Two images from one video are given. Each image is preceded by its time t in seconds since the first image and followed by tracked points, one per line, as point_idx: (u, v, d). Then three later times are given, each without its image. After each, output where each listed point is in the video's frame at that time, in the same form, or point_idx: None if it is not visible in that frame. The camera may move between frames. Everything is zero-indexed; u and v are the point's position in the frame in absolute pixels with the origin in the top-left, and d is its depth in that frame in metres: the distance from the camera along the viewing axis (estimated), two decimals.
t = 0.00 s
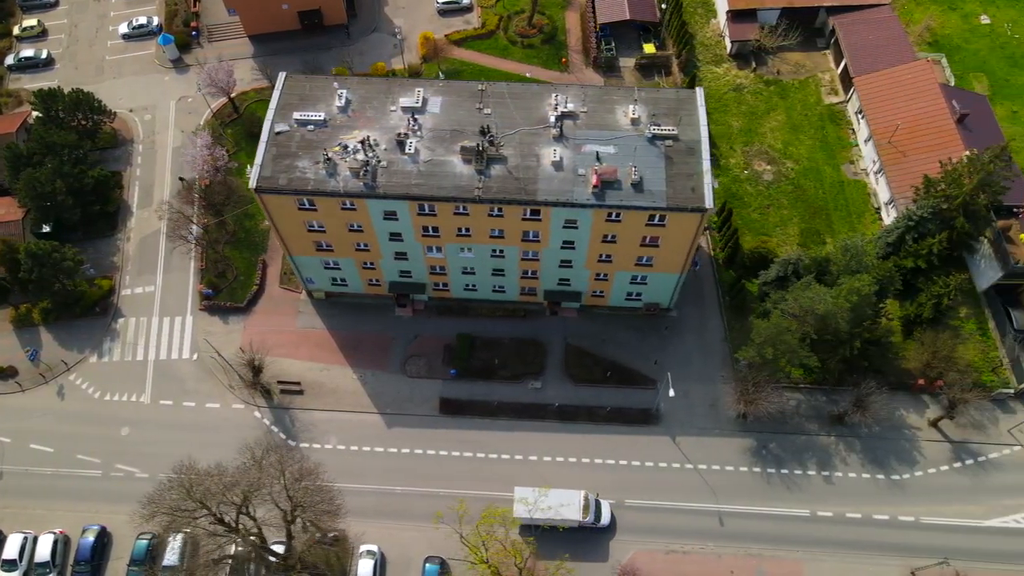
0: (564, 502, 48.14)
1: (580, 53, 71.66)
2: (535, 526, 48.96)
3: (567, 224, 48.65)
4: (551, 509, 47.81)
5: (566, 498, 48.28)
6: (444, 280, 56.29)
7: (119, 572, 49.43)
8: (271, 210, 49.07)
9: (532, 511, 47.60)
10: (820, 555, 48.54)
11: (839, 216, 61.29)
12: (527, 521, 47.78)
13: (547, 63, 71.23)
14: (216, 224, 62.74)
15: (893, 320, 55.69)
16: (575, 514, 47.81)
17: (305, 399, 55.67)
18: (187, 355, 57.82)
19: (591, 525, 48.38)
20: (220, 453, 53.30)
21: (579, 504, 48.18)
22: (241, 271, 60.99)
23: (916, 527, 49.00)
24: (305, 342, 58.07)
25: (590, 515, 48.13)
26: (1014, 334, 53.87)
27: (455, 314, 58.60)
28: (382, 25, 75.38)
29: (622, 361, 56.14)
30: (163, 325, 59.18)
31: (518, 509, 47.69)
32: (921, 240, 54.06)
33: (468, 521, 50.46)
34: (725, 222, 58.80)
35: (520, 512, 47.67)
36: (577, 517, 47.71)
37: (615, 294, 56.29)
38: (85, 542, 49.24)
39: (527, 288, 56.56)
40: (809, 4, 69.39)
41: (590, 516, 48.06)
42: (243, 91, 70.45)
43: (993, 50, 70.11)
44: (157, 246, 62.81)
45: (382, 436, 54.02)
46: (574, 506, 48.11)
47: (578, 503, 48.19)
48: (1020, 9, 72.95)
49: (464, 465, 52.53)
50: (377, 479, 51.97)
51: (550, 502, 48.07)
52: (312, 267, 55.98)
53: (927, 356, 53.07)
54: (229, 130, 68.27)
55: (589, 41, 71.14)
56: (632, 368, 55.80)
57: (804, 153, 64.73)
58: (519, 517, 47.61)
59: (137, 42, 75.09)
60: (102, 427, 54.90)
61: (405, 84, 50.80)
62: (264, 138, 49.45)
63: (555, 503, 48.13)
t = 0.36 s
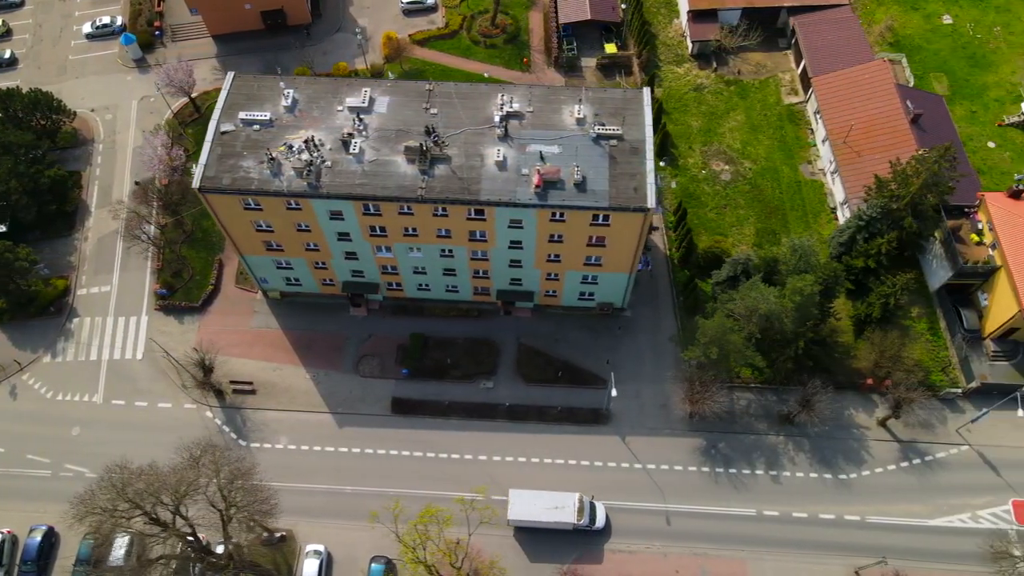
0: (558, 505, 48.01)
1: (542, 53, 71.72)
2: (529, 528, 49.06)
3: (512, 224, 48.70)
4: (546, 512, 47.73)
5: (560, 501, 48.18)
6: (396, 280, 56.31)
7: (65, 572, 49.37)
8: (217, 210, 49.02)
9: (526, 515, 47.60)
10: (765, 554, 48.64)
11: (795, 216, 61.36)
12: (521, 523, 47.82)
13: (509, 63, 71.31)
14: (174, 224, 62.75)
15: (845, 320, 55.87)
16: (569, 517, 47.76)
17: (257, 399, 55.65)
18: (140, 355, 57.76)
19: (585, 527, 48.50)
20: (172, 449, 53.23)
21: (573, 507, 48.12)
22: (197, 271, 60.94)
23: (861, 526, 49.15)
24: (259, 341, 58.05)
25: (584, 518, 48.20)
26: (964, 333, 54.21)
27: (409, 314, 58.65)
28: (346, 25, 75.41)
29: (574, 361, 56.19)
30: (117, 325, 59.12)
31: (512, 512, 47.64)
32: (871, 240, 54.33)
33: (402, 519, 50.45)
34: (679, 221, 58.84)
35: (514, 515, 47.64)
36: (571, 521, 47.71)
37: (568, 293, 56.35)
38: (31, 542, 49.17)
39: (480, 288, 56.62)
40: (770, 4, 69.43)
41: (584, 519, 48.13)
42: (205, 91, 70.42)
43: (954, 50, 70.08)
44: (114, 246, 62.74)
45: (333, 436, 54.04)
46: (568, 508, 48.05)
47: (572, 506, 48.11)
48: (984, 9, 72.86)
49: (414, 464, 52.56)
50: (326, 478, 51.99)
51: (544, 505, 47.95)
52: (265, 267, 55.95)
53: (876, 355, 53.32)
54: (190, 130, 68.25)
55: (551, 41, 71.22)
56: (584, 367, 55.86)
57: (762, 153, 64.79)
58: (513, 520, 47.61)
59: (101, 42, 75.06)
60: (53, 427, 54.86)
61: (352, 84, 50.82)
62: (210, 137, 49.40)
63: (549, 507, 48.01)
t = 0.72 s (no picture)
0: (554, 507, 47.92)
1: (504, 53, 71.76)
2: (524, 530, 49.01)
3: (457, 224, 48.76)
4: (541, 514, 47.63)
5: (556, 503, 48.07)
6: (348, 279, 56.33)
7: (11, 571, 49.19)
8: (163, 210, 48.94)
9: (521, 517, 47.48)
10: (710, 553, 48.69)
11: (751, 215, 61.38)
12: (516, 526, 47.73)
13: (471, 62, 71.35)
14: (130, 224, 62.68)
15: (797, 320, 55.91)
16: (564, 519, 47.64)
17: (209, 399, 55.59)
18: (94, 354, 57.68)
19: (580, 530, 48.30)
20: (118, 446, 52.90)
21: (568, 509, 47.98)
22: (153, 271, 60.91)
23: (806, 525, 49.22)
24: (212, 341, 58.03)
25: (580, 520, 48.03)
26: (913, 333, 54.37)
27: (363, 313, 58.71)
28: (310, 24, 75.41)
29: (526, 360, 56.27)
30: (71, 324, 59.04)
31: (507, 514, 47.59)
32: (822, 239, 54.39)
33: (338, 518, 50.63)
34: (633, 221, 58.81)
35: (510, 518, 47.52)
36: (566, 524, 47.59)
37: (520, 292, 56.39)
38: None
39: (433, 288, 56.69)
40: (730, 4, 69.53)
41: (580, 521, 47.97)
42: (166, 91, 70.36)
43: (915, 50, 70.14)
44: (70, 246, 62.64)
45: (284, 435, 54.03)
46: (563, 511, 47.94)
47: (567, 509, 47.96)
48: (946, 9, 72.88)
49: (363, 464, 52.56)
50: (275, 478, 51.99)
51: (540, 508, 47.86)
52: (216, 267, 55.88)
53: (826, 356, 53.29)
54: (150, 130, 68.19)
55: (513, 41, 71.27)
56: (535, 367, 55.94)
57: (720, 153, 64.78)
58: (508, 522, 47.51)
59: (64, 42, 74.98)
60: (4, 426, 54.72)
61: (300, 83, 50.85)
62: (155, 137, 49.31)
63: (545, 509, 47.93)
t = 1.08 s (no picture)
0: (549, 510, 47.81)
1: (465, 53, 71.80)
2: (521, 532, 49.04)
3: (402, 224, 48.77)
4: (535, 517, 47.59)
5: (551, 506, 47.95)
6: (300, 279, 56.35)
7: None
8: (107, 210, 48.90)
9: (516, 520, 47.49)
10: (655, 552, 48.77)
11: (707, 215, 61.37)
12: (512, 528, 47.74)
13: (432, 62, 71.41)
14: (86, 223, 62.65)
15: (748, 320, 55.97)
16: (559, 523, 47.49)
17: (160, 399, 55.56)
18: (46, 354, 57.58)
19: (577, 533, 48.13)
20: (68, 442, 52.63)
21: (563, 512, 47.86)
22: (107, 271, 60.90)
23: (752, 525, 49.24)
24: (165, 341, 58.01)
25: (575, 523, 47.89)
26: (862, 332, 54.46)
27: (316, 313, 58.78)
28: (273, 24, 75.38)
29: (477, 360, 56.38)
30: (25, 324, 58.95)
31: (503, 517, 47.61)
32: (772, 239, 54.45)
33: (272, 518, 50.60)
34: (587, 221, 58.82)
35: (505, 520, 47.57)
36: (561, 527, 47.43)
37: (472, 292, 56.44)
38: None
39: (385, 287, 56.77)
40: (690, 4, 69.64)
41: (575, 525, 47.83)
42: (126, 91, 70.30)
43: (875, 50, 70.24)
44: (26, 246, 62.55)
45: (234, 435, 54.04)
46: (558, 514, 47.79)
47: (562, 512, 47.83)
48: (908, 8, 72.93)
49: (312, 464, 52.56)
50: (223, 478, 52.01)
51: (535, 510, 47.80)
52: (168, 267, 55.85)
53: (776, 356, 53.22)
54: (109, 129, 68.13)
55: (474, 40, 71.32)
56: (486, 366, 56.06)
57: (678, 153, 64.79)
58: (503, 525, 47.53)
59: (27, 41, 74.88)
60: None
61: (246, 83, 50.88)
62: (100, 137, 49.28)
63: (540, 512, 47.86)
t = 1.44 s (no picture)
0: (545, 513, 47.52)
1: (427, 53, 71.84)
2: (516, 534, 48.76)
3: (345, 224, 48.75)
4: (531, 520, 47.27)
5: (547, 509, 47.64)
6: (251, 279, 56.35)
7: None
8: (51, 210, 48.82)
9: (512, 523, 47.16)
10: (599, 551, 48.61)
11: (662, 214, 61.40)
12: (508, 531, 47.44)
13: (393, 62, 71.42)
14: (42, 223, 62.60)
15: (699, 320, 56.04)
16: (555, 526, 47.23)
17: (111, 398, 55.51)
18: None
19: (573, 537, 47.89)
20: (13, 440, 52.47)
21: (559, 515, 47.58)
22: (62, 270, 60.87)
23: (696, 524, 49.25)
24: (118, 341, 57.95)
25: (571, 527, 47.62)
26: (812, 332, 54.80)
27: (270, 313, 58.78)
28: (236, 24, 75.29)
29: (429, 360, 56.43)
30: None
31: (498, 520, 47.27)
32: (721, 238, 54.52)
33: (204, 517, 50.56)
34: (540, 220, 58.83)
35: (502, 523, 47.24)
36: (557, 530, 47.15)
37: (423, 292, 56.48)
38: None
39: (336, 287, 56.82)
40: (650, 4, 69.77)
41: (571, 528, 47.57)
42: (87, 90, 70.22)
43: (835, 50, 70.36)
44: None
45: (183, 434, 54.01)
46: (554, 517, 47.51)
47: (558, 515, 47.56)
48: (869, 9, 73.08)
49: (259, 464, 52.48)
50: (171, 477, 51.98)
51: (531, 514, 47.52)
52: (119, 267, 55.78)
53: (725, 355, 53.20)
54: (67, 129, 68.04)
55: (435, 40, 71.40)
56: (437, 366, 56.11)
57: (635, 153, 64.83)
58: (499, 528, 47.20)
59: None
60: None
61: (193, 83, 50.92)
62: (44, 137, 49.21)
63: (536, 515, 47.57)
